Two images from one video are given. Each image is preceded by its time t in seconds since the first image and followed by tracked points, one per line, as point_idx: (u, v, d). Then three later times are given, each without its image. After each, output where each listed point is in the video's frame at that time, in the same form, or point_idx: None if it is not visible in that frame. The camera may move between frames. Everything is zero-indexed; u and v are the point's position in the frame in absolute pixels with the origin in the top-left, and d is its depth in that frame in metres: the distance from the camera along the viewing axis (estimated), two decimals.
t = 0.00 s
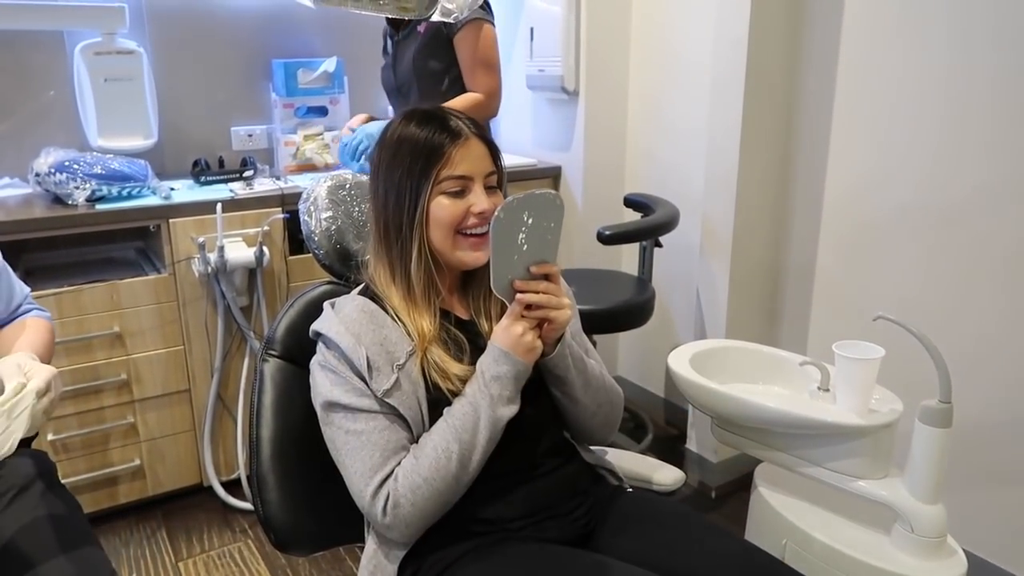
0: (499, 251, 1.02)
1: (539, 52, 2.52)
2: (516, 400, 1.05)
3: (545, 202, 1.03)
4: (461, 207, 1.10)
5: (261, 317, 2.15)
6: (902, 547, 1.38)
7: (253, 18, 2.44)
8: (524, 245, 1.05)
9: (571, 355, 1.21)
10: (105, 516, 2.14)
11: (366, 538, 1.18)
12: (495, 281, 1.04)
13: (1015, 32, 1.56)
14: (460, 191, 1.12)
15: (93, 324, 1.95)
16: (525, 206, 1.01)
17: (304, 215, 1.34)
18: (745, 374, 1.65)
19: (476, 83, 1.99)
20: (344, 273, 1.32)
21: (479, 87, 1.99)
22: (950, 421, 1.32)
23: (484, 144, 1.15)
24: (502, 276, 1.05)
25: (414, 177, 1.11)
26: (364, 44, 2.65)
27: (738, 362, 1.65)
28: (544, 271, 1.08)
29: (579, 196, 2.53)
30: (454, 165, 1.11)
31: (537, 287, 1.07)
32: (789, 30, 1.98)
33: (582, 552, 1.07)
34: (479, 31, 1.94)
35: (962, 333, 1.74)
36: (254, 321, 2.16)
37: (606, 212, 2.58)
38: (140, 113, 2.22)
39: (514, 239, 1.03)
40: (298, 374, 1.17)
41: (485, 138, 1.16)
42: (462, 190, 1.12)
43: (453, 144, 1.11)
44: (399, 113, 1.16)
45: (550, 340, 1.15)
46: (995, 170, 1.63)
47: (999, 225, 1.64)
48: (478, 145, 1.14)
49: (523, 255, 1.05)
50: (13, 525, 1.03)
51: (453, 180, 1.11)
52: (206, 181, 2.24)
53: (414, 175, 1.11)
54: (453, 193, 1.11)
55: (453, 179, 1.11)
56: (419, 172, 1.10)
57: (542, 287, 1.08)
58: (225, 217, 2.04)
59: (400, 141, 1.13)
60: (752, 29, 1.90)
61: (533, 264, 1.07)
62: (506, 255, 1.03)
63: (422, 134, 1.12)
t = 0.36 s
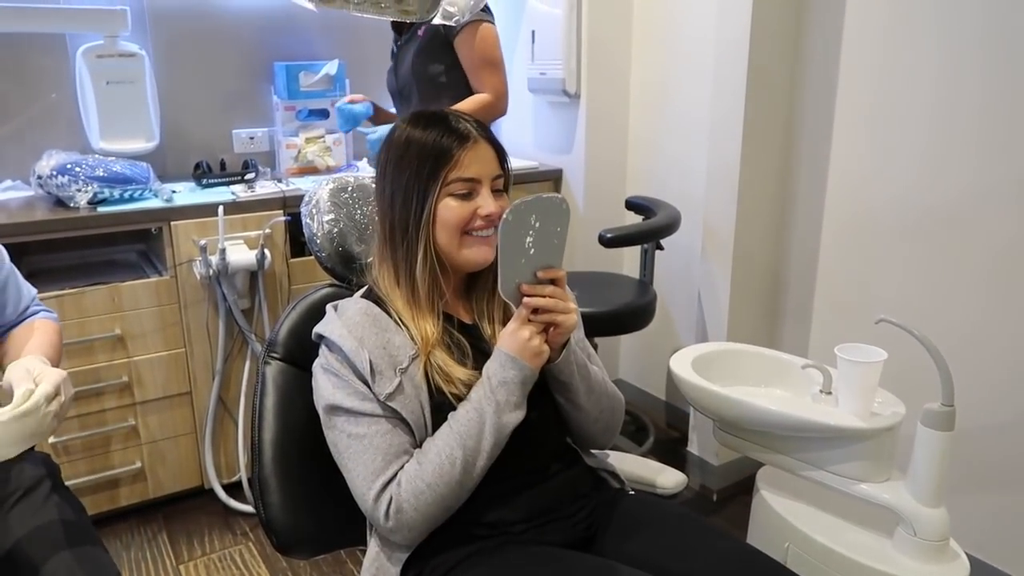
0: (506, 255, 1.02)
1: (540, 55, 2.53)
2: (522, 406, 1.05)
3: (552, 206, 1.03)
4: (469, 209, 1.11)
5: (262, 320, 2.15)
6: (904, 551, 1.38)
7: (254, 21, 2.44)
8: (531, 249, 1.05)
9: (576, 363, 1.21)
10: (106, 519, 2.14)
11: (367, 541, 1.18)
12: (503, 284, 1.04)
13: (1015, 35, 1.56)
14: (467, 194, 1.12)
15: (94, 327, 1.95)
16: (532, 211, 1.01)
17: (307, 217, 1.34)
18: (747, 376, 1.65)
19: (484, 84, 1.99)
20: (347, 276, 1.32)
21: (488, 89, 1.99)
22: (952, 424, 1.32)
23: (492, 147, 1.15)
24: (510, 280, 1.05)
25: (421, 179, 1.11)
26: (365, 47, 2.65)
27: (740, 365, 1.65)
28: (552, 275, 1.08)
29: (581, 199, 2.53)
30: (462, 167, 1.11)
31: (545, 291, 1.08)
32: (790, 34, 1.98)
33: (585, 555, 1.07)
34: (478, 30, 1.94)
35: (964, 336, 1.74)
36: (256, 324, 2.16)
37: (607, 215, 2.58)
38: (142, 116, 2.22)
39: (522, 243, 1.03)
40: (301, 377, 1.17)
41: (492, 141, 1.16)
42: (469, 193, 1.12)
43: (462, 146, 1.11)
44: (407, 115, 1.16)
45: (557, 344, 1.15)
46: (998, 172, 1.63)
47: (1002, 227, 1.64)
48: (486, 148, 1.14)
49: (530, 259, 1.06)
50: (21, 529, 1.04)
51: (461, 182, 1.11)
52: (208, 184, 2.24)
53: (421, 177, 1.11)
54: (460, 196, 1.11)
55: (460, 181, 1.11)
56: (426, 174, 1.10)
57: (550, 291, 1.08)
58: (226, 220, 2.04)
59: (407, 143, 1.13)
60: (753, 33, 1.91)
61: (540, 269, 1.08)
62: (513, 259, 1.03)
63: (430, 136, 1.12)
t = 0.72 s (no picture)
0: (516, 259, 1.03)
1: (542, 58, 2.53)
2: (527, 411, 1.05)
3: (560, 210, 1.04)
4: (465, 208, 1.11)
5: (265, 322, 2.15)
6: (907, 554, 1.38)
7: (256, 24, 2.44)
8: (540, 253, 1.06)
9: (581, 368, 1.21)
10: (108, 522, 2.14)
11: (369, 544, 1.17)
12: (513, 289, 1.05)
13: (1018, 39, 1.56)
14: (463, 193, 1.12)
15: (96, 329, 1.95)
16: (541, 214, 1.02)
17: (309, 220, 1.34)
18: (750, 380, 1.65)
19: (488, 92, 1.99)
20: (350, 279, 1.33)
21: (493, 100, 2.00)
22: (956, 427, 1.32)
23: (486, 144, 1.15)
24: (518, 284, 1.05)
25: (417, 179, 1.11)
26: (367, 50, 2.66)
27: (742, 368, 1.65)
28: (559, 281, 1.09)
29: (583, 202, 2.53)
30: (456, 166, 1.11)
31: (553, 296, 1.08)
32: (792, 37, 1.98)
33: (589, 558, 1.06)
34: (488, 42, 1.94)
35: (967, 339, 1.74)
36: (258, 326, 2.16)
37: (609, 217, 2.58)
38: (144, 118, 2.22)
39: (532, 248, 1.04)
40: (304, 379, 1.16)
41: (486, 139, 1.16)
42: (465, 192, 1.12)
43: (455, 145, 1.12)
44: (401, 117, 1.17)
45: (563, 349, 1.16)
46: (1002, 173, 1.63)
47: (1006, 229, 1.64)
48: (480, 145, 1.14)
49: (539, 263, 1.06)
50: (22, 529, 1.04)
51: (456, 181, 1.11)
52: (210, 186, 2.24)
53: (417, 178, 1.11)
54: (457, 195, 1.12)
55: (456, 181, 1.11)
56: (422, 174, 1.11)
57: (558, 297, 1.09)
58: (229, 222, 2.04)
59: (408, 145, 1.12)
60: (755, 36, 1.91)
61: (548, 274, 1.09)
62: (522, 263, 1.04)
63: (424, 136, 1.12)
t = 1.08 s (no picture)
0: (525, 263, 1.03)
1: (545, 61, 2.53)
2: (534, 417, 1.05)
3: (570, 215, 1.04)
4: (477, 214, 1.11)
5: (267, 324, 2.15)
6: (913, 558, 1.38)
7: (259, 26, 2.44)
8: (548, 257, 1.06)
9: (587, 374, 1.22)
10: (109, 524, 2.13)
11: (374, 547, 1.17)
12: (522, 293, 1.05)
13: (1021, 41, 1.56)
14: (476, 200, 1.12)
15: (99, 331, 1.95)
16: (551, 219, 1.02)
17: (314, 222, 1.34)
18: (754, 383, 1.65)
19: (481, 98, 1.99)
20: (354, 281, 1.33)
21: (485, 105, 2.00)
22: (962, 430, 1.32)
23: (500, 151, 1.15)
24: (527, 288, 1.05)
25: (426, 183, 1.11)
26: (369, 52, 2.66)
27: (747, 371, 1.65)
28: (568, 285, 1.10)
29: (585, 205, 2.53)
30: (470, 172, 1.11)
31: (561, 300, 1.09)
32: (794, 40, 1.99)
33: (595, 561, 1.06)
34: (484, 48, 1.94)
35: (971, 342, 1.74)
36: (261, 328, 2.16)
37: (611, 220, 2.58)
38: (147, 120, 2.22)
39: (540, 252, 1.04)
40: (309, 382, 1.16)
41: (499, 146, 1.16)
42: (478, 199, 1.12)
43: (470, 152, 1.11)
44: (413, 120, 1.16)
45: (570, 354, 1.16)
46: (1006, 176, 1.63)
47: (1010, 232, 1.64)
48: (489, 149, 1.14)
49: (548, 268, 1.07)
50: (27, 533, 1.03)
51: (469, 188, 1.11)
52: (212, 188, 2.24)
53: (430, 183, 1.11)
54: (469, 201, 1.12)
55: (469, 187, 1.11)
56: (435, 180, 1.11)
57: (566, 301, 1.09)
58: (231, 225, 2.04)
59: (417, 149, 1.12)
60: (758, 39, 1.91)
61: (557, 278, 1.09)
62: (531, 267, 1.04)
63: (438, 141, 1.12)
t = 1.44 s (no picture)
0: (528, 265, 1.03)
1: (544, 63, 2.53)
2: (537, 420, 1.05)
3: (574, 218, 1.04)
4: (480, 217, 1.11)
5: (266, 327, 2.15)
6: (915, 560, 1.37)
7: (258, 28, 2.44)
8: (551, 260, 1.06)
9: (589, 379, 1.21)
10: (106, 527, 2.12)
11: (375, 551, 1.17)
12: (525, 296, 1.05)
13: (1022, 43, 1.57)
14: (479, 203, 1.12)
15: (98, 334, 1.94)
16: (554, 221, 1.02)
17: (315, 224, 1.34)
18: (755, 385, 1.65)
19: (486, 105, 2.00)
20: (356, 283, 1.32)
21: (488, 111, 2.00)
22: (965, 432, 1.32)
23: (503, 154, 1.15)
24: (530, 291, 1.05)
25: (431, 186, 1.11)
26: (367, 55, 2.66)
27: (748, 373, 1.65)
28: (571, 288, 1.10)
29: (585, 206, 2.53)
30: (473, 175, 1.11)
31: (564, 303, 1.09)
32: (794, 42, 1.99)
33: (597, 563, 1.06)
34: (486, 52, 1.95)
35: (971, 344, 1.74)
36: (260, 330, 2.15)
37: (610, 222, 2.58)
38: (146, 122, 2.22)
39: (544, 255, 1.04)
40: (310, 384, 1.16)
41: (503, 148, 1.16)
42: (481, 202, 1.12)
43: (473, 154, 1.11)
44: (417, 122, 1.16)
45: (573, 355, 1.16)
46: (1007, 178, 1.63)
47: (1011, 233, 1.64)
48: (494, 153, 1.14)
49: (550, 270, 1.07)
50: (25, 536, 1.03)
51: (472, 190, 1.11)
52: (211, 191, 2.23)
53: (432, 185, 1.11)
54: (472, 204, 1.12)
55: (472, 190, 1.11)
56: (438, 183, 1.10)
57: (569, 303, 1.09)
58: (230, 227, 2.04)
59: (421, 152, 1.12)
60: (757, 42, 1.91)
61: (559, 282, 1.09)
62: (534, 269, 1.04)
63: (441, 144, 1.11)
